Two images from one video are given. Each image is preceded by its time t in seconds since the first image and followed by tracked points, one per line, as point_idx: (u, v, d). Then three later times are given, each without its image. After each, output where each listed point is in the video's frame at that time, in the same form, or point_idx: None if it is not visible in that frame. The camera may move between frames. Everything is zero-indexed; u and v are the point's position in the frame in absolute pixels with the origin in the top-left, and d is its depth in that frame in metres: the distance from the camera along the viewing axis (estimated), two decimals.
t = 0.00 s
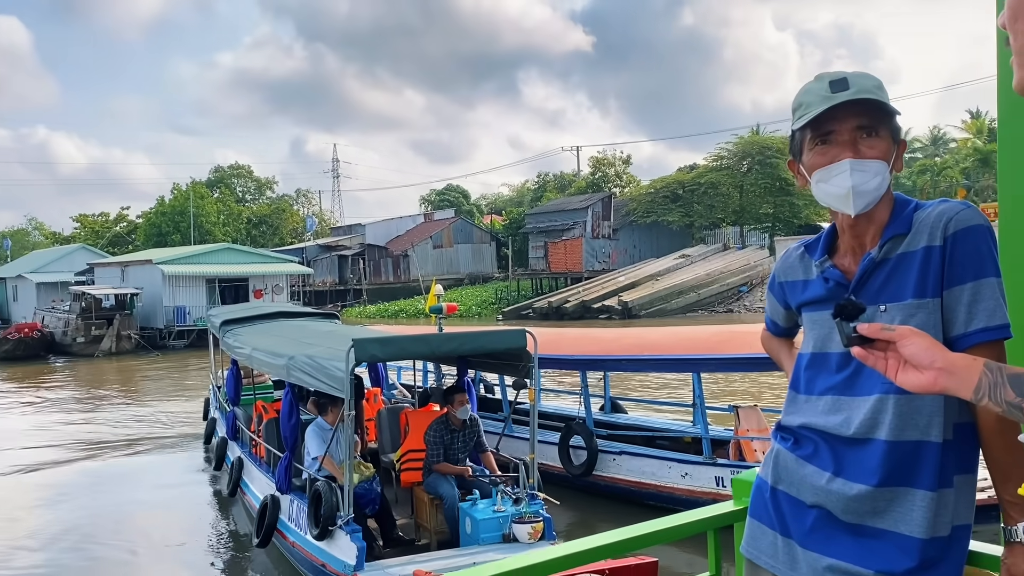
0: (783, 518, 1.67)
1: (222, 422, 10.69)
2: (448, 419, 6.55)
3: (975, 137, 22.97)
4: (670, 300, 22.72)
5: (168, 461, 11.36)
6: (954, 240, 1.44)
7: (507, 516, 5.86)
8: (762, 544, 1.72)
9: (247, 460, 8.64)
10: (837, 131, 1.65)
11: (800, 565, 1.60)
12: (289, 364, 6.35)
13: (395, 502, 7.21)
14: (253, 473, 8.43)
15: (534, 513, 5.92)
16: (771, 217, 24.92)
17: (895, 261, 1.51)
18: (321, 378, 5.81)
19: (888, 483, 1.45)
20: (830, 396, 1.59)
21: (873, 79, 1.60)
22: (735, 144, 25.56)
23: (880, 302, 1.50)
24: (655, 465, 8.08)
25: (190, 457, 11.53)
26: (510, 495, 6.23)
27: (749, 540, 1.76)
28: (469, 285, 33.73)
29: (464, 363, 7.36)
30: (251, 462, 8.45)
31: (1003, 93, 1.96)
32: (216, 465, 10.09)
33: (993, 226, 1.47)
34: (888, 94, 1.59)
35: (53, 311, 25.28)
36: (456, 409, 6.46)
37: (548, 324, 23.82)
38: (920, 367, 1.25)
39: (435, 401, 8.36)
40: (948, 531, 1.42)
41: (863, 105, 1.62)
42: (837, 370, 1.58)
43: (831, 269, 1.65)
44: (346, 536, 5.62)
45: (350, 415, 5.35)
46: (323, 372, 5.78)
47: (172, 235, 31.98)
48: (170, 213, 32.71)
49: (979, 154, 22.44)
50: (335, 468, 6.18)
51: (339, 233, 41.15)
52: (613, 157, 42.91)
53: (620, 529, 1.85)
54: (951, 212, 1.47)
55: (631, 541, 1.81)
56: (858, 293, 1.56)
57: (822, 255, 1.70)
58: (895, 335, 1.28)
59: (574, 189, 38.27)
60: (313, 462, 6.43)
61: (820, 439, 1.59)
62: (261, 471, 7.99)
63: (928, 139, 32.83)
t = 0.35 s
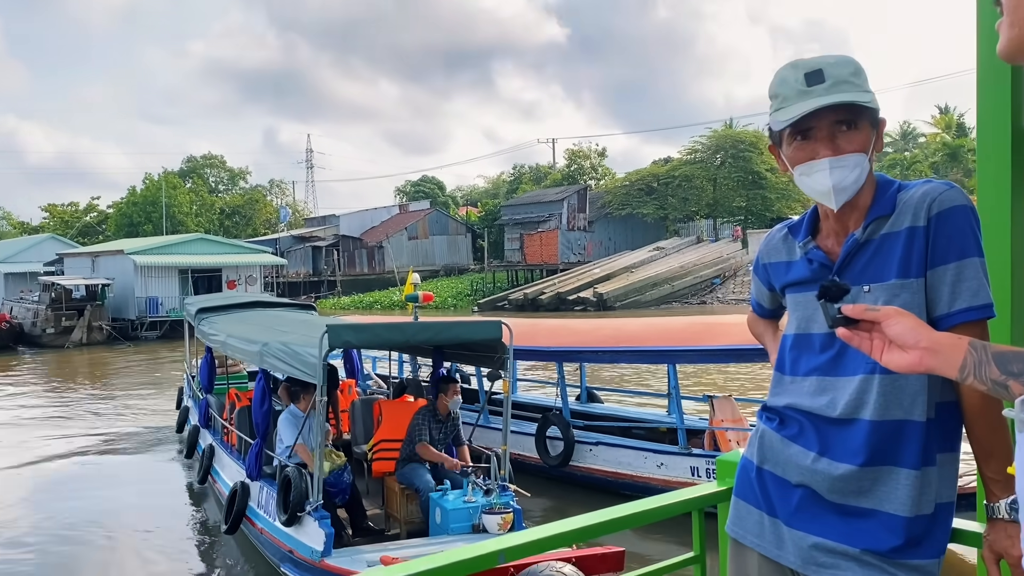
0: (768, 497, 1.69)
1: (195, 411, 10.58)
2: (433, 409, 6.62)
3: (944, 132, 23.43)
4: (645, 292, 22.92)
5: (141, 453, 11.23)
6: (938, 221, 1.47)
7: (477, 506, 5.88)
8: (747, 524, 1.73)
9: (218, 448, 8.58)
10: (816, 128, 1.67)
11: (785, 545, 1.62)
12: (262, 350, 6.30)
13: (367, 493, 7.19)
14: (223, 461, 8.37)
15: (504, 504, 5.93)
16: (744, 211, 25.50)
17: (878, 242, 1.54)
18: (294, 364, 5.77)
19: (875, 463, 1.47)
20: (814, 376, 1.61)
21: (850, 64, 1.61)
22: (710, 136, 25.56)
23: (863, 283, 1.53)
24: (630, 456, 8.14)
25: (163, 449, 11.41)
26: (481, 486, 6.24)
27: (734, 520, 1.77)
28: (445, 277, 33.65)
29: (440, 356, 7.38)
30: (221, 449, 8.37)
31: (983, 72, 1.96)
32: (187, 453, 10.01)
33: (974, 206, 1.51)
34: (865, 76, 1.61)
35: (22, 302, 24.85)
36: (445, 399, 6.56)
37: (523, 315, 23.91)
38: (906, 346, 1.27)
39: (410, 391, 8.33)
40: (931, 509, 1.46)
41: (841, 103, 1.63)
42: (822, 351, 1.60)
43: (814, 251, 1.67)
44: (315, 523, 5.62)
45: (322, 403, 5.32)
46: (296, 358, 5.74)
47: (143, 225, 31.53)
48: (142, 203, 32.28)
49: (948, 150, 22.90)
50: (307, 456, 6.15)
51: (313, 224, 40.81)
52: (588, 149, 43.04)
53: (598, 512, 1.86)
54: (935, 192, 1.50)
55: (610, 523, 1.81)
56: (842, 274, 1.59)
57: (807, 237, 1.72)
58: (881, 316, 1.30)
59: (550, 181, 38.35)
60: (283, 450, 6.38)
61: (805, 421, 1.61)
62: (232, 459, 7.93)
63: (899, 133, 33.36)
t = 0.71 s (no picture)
0: (754, 496, 1.70)
1: (168, 407, 10.48)
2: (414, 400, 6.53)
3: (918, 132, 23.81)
4: (622, 288, 23.05)
5: (114, 450, 11.10)
6: (922, 222, 1.50)
7: (449, 502, 5.87)
8: (733, 522, 1.74)
9: (190, 443, 8.50)
10: (803, 106, 1.71)
11: (773, 543, 1.63)
12: (236, 344, 6.23)
13: (340, 490, 7.16)
14: (195, 456, 8.28)
15: (477, 500, 5.93)
16: (721, 208, 25.75)
17: (861, 241, 1.56)
18: (268, 357, 5.72)
19: (864, 462, 1.49)
20: (800, 376, 1.63)
21: (839, 57, 1.64)
22: (687, 134, 25.75)
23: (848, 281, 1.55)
24: (609, 453, 8.19)
25: (137, 445, 11.28)
26: (455, 482, 6.26)
27: (720, 518, 1.78)
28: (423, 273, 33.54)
29: (416, 351, 7.31)
30: (194, 445, 8.28)
31: (964, 71, 1.97)
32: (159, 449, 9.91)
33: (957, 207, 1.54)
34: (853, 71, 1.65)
35: None
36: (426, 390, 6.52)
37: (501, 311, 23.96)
38: (897, 345, 1.29)
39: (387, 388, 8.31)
40: (916, 508, 1.49)
41: (830, 81, 1.67)
42: (806, 351, 1.62)
43: (797, 250, 1.69)
44: (285, 516, 5.58)
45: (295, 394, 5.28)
46: (271, 351, 5.69)
47: (116, 220, 31.08)
48: (115, 197, 31.86)
49: (921, 149, 23.33)
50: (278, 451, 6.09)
51: (289, 219, 40.45)
52: (567, 146, 43.13)
53: (581, 511, 1.86)
54: (919, 193, 1.53)
55: (594, 523, 1.82)
56: (826, 273, 1.60)
57: (790, 235, 1.73)
58: (871, 313, 1.31)
59: (528, 177, 38.39)
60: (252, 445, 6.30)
61: (790, 421, 1.63)
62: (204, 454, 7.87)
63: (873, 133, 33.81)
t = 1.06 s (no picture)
0: (739, 495, 1.72)
1: (146, 407, 10.38)
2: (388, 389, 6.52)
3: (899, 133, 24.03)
4: (605, 288, 23.09)
5: (93, 450, 10.99)
6: (904, 225, 1.52)
7: (429, 498, 5.87)
8: (718, 522, 1.76)
9: (167, 443, 8.43)
10: (787, 112, 1.72)
11: (757, 542, 1.65)
12: (212, 342, 6.18)
13: (319, 489, 7.14)
14: (173, 456, 8.21)
15: (457, 496, 5.92)
16: (703, 208, 25.87)
17: (845, 244, 1.57)
18: (245, 354, 5.69)
19: (844, 463, 1.51)
20: (785, 377, 1.64)
21: (822, 61, 1.67)
22: (670, 133, 25.86)
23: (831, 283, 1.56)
24: (593, 451, 8.21)
25: (117, 445, 11.18)
26: (435, 478, 6.26)
27: (706, 518, 1.79)
28: (406, 271, 33.41)
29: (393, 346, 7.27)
30: (171, 444, 8.21)
31: (946, 72, 2.01)
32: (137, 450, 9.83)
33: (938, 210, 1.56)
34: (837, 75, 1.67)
35: None
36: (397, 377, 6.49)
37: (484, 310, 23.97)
38: (887, 343, 1.29)
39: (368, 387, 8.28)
40: (899, 507, 1.51)
41: (814, 86, 1.69)
42: (791, 353, 1.64)
43: (782, 252, 1.70)
44: (262, 513, 5.55)
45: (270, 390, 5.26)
46: (247, 348, 5.66)
47: (96, 217, 30.76)
48: (95, 194, 31.51)
49: (902, 150, 23.59)
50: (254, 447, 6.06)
51: (272, 217, 40.19)
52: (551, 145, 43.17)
53: (564, 510, 1.86)
54: (900, 197, 1.54)
55: (580, 521, 1.82)
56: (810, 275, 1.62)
57: (775, 238, 1.74)
58: (862, 311, 1.31)
59: (511, 176, 38.38)
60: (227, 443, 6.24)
61: (776, 422, 1.64)
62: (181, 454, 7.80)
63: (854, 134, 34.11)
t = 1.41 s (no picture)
0: (718, 492, 1.73)
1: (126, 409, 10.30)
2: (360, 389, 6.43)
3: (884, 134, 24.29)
4: (592, 288, 23.14)
5: (76, 450, 10.90)
6: (878, 226, 1.54)
7: (411, 496, 5.87)
8: (698, 520, 1.77)
9: (147, 447, 8.37)
10: (758, 116, 1.74)
11: (735, 539, 1.66)
12: (188, 343, 6.14)
13: (302, 488, 7.13)
14: (154, 459, 8.15)
15: (439, 493, 5.94)
16: (690, 208, 25.96)
17: (821, 245, 1.60)
18: (220, 356, 5.65)
19: (818, 462, 1.53)
20: (763, 377, 1.66)
21: (795, 64, 1.67)
22: (658, 134, 25.96)
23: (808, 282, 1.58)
24: (579, 448, 8.24)
25: (100, 446, 11.09)
26: (416, 475, 6.25)
27: (685, 515, 1.81)
28: (393, 271, 33.31)
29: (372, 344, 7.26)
30: (151, 447, 8.15)
31: (925, 74, 2.03)
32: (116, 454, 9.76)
33: (914, 211, 1.58)
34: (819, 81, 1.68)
35: None
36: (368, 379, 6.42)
37: (471, 309, 23.97)
38: (869, 346, 1.30)
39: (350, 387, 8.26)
40: (875, 505, 1.53)
41: (785, 90, 1.71)
42: (767, 353, 1.66)
43: (759, 252, 1.72)
44: (242, 517, 5.52)
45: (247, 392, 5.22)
46: (222, 349, 5.62)
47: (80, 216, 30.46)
48: (80, 192, 31.21)
49: (887, 152, 23.87)
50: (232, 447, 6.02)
51: (259, 216, 40.01)
52: (539, 146, 43.25)
53: (541, 510, 1.86)
54: (874, 199, 1.57)
55: (561, 520, 1.83)
56: (786, 277, 1.64)
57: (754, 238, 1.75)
58: (847, 316, 1.32)
59: (499, 176, 38.39)
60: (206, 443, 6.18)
61: (754, 423, 1.66)
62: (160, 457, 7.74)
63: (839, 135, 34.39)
